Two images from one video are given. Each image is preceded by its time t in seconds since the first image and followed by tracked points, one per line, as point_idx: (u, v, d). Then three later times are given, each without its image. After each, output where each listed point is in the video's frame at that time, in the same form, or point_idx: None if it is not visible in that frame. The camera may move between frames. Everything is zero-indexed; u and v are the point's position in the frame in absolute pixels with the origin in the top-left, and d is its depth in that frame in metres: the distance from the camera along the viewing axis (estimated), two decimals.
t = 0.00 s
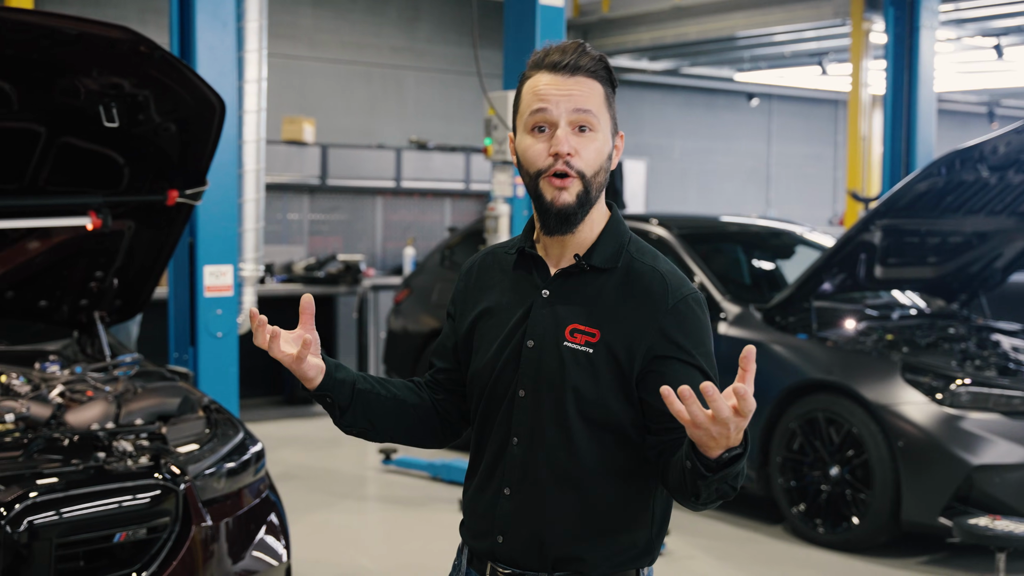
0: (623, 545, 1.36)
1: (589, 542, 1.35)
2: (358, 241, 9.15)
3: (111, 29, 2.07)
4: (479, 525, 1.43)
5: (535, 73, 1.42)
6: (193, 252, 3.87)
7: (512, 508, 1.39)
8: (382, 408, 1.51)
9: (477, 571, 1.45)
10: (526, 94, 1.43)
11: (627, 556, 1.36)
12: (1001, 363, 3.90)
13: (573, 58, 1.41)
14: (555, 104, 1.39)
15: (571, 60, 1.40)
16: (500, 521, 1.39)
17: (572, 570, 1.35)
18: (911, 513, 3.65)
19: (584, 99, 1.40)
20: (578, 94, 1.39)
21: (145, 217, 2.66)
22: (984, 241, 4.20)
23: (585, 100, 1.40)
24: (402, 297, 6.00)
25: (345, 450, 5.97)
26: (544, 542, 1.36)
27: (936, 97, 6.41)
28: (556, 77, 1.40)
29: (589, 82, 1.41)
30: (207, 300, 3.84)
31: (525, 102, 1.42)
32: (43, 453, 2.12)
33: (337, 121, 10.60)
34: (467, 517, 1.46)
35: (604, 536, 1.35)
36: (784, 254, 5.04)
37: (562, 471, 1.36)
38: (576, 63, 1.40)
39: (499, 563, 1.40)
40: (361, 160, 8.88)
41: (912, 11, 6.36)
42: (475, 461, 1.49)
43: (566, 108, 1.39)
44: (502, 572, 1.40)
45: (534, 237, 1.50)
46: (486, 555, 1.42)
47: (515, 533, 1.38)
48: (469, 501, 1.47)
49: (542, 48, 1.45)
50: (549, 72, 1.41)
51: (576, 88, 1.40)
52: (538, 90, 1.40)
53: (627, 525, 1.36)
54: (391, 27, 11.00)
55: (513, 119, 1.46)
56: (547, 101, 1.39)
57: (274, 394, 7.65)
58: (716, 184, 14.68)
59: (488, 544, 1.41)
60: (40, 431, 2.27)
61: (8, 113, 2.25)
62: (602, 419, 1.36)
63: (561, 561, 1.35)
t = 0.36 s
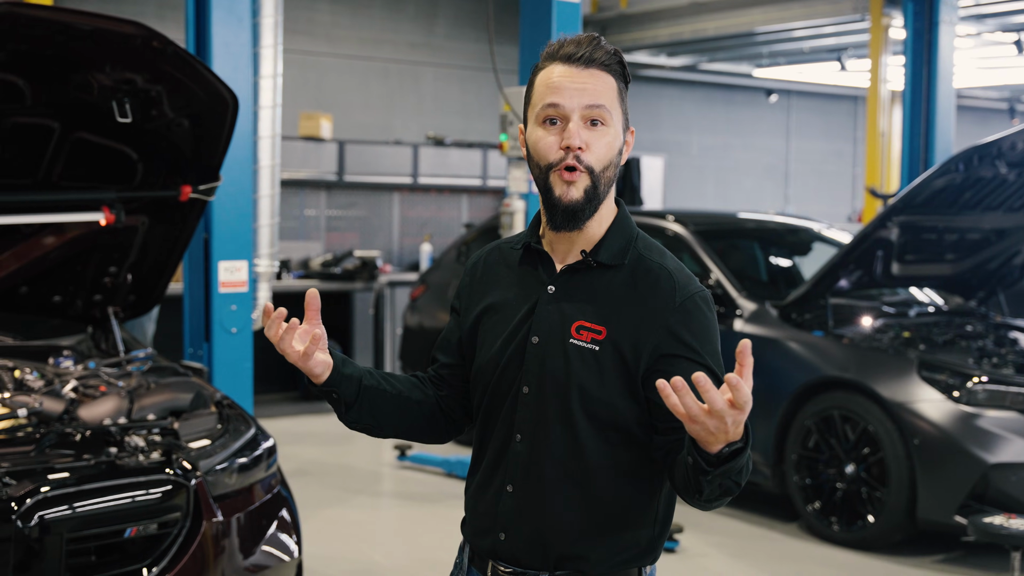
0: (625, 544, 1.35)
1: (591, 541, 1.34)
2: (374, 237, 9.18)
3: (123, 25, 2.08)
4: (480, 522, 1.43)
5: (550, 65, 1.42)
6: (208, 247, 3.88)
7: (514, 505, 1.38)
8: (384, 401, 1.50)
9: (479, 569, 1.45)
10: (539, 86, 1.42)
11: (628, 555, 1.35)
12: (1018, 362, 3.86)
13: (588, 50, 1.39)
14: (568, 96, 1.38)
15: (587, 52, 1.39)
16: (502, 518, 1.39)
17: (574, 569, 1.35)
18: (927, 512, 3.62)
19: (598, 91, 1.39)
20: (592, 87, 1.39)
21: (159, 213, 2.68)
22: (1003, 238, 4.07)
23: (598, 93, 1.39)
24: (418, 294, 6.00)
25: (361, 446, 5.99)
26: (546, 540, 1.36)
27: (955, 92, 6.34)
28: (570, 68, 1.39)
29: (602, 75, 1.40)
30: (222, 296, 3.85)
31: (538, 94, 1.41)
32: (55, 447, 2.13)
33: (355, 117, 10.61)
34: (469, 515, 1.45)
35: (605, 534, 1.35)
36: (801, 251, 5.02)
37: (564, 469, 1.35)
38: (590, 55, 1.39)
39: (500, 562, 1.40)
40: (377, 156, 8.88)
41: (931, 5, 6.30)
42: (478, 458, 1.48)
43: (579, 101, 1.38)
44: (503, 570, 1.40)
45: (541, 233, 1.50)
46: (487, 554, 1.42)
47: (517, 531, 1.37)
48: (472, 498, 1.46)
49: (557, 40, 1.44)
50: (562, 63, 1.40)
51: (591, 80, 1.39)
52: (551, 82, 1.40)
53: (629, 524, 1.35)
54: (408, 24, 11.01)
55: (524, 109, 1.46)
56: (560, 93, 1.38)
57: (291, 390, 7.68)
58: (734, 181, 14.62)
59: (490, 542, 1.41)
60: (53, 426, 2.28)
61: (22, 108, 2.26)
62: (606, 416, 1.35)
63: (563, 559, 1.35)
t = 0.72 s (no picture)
0: (624, 535, 1.34)
1: (591, 533, 1.34)
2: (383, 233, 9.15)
3: (126, 20, 2.06)
4: (481, 514, 1.42)
5: (524, 73, 1.41)
6: (214, 242, 3.88)
7: (517, 497, 1.38)
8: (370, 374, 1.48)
9: (478, 565, 1.45)
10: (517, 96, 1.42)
11: (626, 546, 1.34)
12: None
13: (552, 54, 1.38)
14: (529, 109, 1.37)
15: (553, 58, 1.37)
16: (505, 510, 1.39)
17: (576, 562, 1.34)
18: (936, 508, 3.60)
19: (560, 98, 1.36)
20: (556, 95, 1.36)
21: (165, 208, 2.67)
22: (1013, 233, 4.06)
23: (564, 99, 1.36)
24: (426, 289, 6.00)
25: (369, 442, 5.99)
26: (546, 531, 1.35)
27: (965, 87, 6.30)
28: (536, 76, 1.38)
29: (569, 78, 1.37)
30: (228, 291, 3.85)
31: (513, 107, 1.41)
32: (59, 442, 2.13)
33: (364, 113, 10.61)
34: (469, 507, 1.46)
35: (606, 525, 1.34)
36: (809, 246, 5.00)
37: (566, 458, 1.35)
38: (552, 60, 1.37)
39: (500, 557, 1.40)
40: (386, 152, 8.88)
41: None
42: (478, 449, 1.47)
43: (541, 111, 1.37)
44: (502, 566, 1.40)
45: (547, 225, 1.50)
46: (488, 549, 1.42)
47: (519, 524, 1.37)
48: (472, 489, 1.46)
49: (541, 37, 1.43)
50: (530, 72, 1.39)
51: (553, 88, 1.37)
52: (519, 94, 1.39)
53: (628, 513, 1.34)
54: (417, 19, 10.99)
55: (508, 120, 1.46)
56: (522, 107, 1.38)
57: (300, 386, 7.69)
58: (744, 176, 14.58)
59: (492, 535, 1.41)
60: (57, 420, 2.29)
61: (26, 103, 2.26)
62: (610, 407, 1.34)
63: (564, 552, 1.34)
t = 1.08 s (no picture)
0: (631, 526, 1.33)
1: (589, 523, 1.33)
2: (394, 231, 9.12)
3: (128, 18, 2.06)
4: (485, 510, 1.42)
5: (520, 70, 1.39)
6: (221, 241, 3.88)
7: (517, 491, 1.37)
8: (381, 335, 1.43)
9: (481, 560, 1.46)
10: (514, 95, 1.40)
11: (629, 534, 1.33)
12: None
13: (552, 48, 1.37)
14: (533, 107, 1.36)
15: (550, 54, 1.36)
16: (506, 504, 1.38)
17: (577, 556, 1.33)
18: (945, 504, 3.58)
19: (562, 92, 1.35)
20: (559, 91, 1.35)
21: (170, 207, 2.67)
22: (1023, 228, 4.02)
23: (566, 95, 1.35)
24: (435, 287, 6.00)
25: (378, 439, 6.00)
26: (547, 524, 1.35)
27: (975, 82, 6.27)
28: (538, 72, 1.37)
29: (570, 73, 1.36)
30: (235, 289, 3.85)
31: (511, 105, 1.39)
32: (64, 441, 2.14)
33: (373, 110, 10.62)
34: (472, 502, 1.46)
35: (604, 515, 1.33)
36: (819, 242, 4.98)
37: (564, 448, 1.34)
38: (554, 54, 1.36)
39: (502, 553, 1.40)
40: (395, 149, 8.88)
41: None
42: (475, 442, 1.47)
43: (546, 106, 1.35)
44: (504, 562, 1.39)
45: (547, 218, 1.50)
46: (490, 543, 1.42)
47: (520, 517, 1.37)
48: (475, 483, 1.46)
49: (529, 37, 1.42)
50: (529, 68, 1.38)
51: (555, 84, 1.35)
52: (521, 91, 1.37)
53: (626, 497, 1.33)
54: (426, 16, 10.99)
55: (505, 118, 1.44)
56: (526, 103, 1.36)
57: (310, 383, 7.71)
58: (755, 172, 14.53)
59: (495, 527, 1.41)
60: (62, 419, 2.29)
61: (29, 102, 2.26)
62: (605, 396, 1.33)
63: (564, 546, 1.34)
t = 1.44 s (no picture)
0: (635, 534, 1.32)
1: (593, 527, 1.32)
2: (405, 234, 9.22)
3: (135, 22, 2.06)
4: (491, 514, 1.43)
5: (522, 70, 1.38)
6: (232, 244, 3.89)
7: (523, 495, 1.38)
8: (437, 333, 1.42)
9: (488, 564, 1.46)
10: (518, 93, 1.39)
11: (633, 541, 1.32)
12: None
13: (556, 47, 1.36)
14: (546, 102, 1.35)
15: (555, 50, 1.36)
16: (512, 509, 1.39)
17: (582, 560, 1.33)
18: (958, 506, 3.56)
19: (573, 85, 1.35)
20: (571, 84, 1.35)
21: (179, 210, 2.67)
22: None
23: (578, 89, 1.35)
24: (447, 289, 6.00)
25: (391, 441, 6.00)
26: (551, 527, 1.34)
27: (989, 82, 6.23)
28: (546, 70, 1.36)
29: (577, 67, 1.36)
30: (246, 292, 3.86)
31: (519, 105, 1.38)
32: (73, 444, 2.15)
33: (386, 113, 10.63)
34: (480, 507, 1.46)
35: (607, 522, 1.32)
36: (832, 243, 4.96)
37: (565, 453, 1.34)
38: (561, 50, 1.36)
39: (509, 556, 1.40)
40: (408, 152, 8.88)
41: None
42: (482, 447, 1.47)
43: (560, 101, 1.35)
44: (511, 566, 1.40)
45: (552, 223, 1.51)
46: (497, 547, 1.42)
47: (526, 521, 1.37)
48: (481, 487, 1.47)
49: (523, 40, 1.41)
50: (535, 67, 1.37)
51: (566, 78, 1.35)
52: (530, 88, 1.36)
53: (627, 504, 1.32)
54: (439, 18, 11.01)
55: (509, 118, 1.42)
56: (539, 99, 1.35)
57: (324, 386, 7.72)
58: (769, 173, 14.48)
59: (501, 532, 1.41)
60: (71, 422, 2.30)
61: (38, 106, 2.27)
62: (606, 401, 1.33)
63: (570, 550, 1.33)
